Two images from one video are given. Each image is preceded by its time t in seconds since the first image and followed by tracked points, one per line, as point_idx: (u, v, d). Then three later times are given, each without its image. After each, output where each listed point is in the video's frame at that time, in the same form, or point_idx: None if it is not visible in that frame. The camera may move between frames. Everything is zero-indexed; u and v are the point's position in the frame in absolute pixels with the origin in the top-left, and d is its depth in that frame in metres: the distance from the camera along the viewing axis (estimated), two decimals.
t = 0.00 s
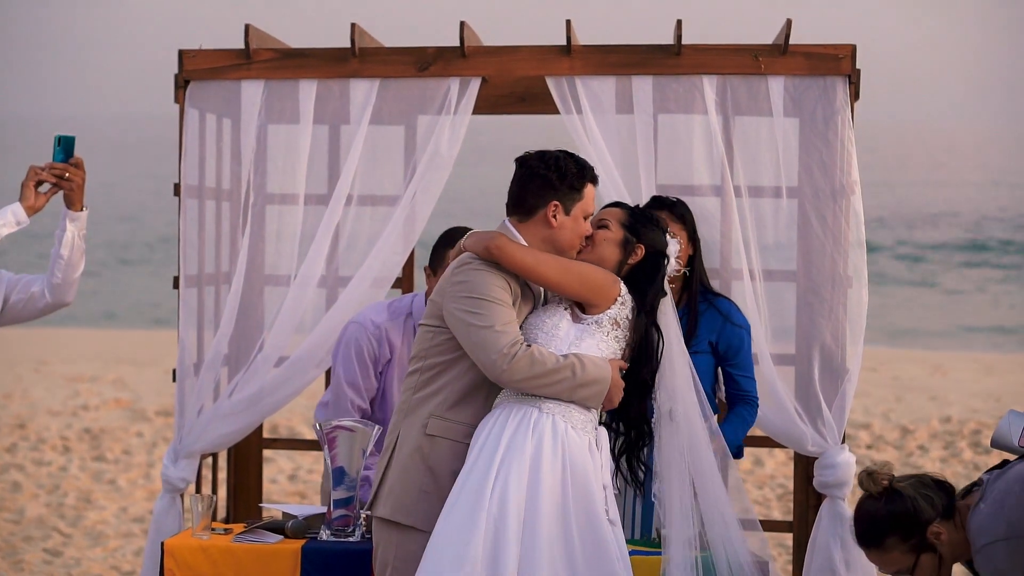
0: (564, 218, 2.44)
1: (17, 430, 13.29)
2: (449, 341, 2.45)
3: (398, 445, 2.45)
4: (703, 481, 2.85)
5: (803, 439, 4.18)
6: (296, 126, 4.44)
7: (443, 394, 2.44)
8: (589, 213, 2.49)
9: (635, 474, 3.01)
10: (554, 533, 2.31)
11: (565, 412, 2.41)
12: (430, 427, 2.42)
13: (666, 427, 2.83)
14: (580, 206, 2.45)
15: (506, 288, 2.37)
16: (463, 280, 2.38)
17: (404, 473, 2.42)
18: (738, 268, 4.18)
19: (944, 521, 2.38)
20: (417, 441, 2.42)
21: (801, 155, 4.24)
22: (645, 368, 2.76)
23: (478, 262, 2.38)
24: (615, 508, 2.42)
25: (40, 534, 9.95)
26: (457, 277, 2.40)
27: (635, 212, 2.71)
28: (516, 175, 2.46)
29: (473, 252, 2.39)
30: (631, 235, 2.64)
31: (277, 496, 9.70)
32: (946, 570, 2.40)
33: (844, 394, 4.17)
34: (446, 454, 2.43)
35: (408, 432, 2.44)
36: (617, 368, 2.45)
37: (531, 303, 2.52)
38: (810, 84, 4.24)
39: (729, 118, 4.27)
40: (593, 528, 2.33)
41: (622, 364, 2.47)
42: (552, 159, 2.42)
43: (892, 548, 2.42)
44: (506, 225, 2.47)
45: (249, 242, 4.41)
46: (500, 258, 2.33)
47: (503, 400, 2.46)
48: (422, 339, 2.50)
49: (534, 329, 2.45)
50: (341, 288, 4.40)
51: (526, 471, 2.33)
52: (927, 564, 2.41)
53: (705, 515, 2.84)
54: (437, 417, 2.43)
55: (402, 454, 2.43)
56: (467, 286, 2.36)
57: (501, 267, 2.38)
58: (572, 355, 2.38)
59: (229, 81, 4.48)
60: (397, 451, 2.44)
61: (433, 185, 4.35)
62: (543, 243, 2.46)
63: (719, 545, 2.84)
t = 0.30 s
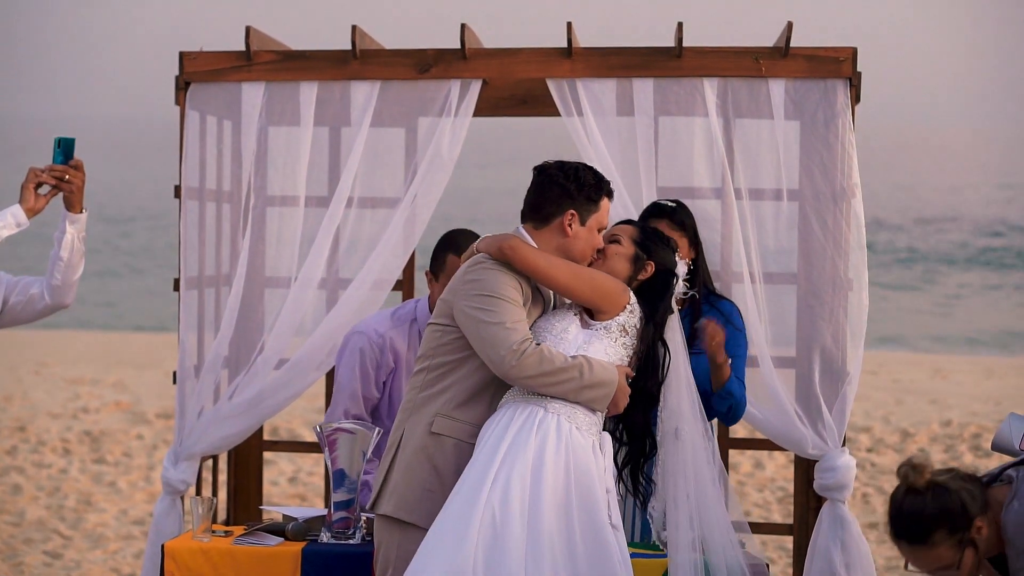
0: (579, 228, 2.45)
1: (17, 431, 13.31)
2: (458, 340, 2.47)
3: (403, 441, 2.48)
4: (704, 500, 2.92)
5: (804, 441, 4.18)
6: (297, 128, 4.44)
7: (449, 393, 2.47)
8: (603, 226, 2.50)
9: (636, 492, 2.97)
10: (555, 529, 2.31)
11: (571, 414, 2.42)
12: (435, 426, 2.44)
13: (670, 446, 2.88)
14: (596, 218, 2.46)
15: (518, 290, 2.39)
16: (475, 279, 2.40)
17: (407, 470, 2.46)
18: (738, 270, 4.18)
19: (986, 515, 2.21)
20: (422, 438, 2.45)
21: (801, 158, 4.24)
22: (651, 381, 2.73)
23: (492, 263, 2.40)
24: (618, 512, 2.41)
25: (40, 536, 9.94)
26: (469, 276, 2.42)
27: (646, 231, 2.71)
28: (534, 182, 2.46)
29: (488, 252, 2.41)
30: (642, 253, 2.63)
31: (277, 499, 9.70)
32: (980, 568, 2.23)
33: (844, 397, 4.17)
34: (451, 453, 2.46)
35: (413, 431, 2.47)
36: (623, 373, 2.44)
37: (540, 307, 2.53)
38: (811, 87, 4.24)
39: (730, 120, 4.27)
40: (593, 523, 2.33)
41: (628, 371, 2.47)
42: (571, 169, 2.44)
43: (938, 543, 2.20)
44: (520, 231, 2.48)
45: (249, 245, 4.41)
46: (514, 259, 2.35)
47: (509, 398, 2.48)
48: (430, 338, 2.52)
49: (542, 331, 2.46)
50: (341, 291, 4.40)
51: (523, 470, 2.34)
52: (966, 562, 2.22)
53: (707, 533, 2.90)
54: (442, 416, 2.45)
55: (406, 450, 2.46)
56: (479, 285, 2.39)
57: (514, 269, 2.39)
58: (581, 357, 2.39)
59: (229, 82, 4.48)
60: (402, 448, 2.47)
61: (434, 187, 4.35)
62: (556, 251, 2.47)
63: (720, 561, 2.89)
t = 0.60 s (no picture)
0: (595, 238, 2.47)
1: (19, 430, 13.33)
2: (468, 337, 2.49)
3: (407, 435, 2.50)
4: (706, 516, 2.94)
5: (805, 441, 4.17)
6: (299, 126, 4.44)
7: (457, 390, 2.49)
8: (618, 239, 2.52)
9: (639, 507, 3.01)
10: (568, 530, 2.33)
11: (580, 414, 2.44)
12: (441, 422, 2.47)
13: (675, 466, 2.94)
14: (612, 230, 2.49)
15: (533, 291, 2.41)
16: (490, 277, 2.42)
17: (411, 464, 2.48)
18: (739, 269, 4.17)
19: None
20: (428, 433, 2.48)
21: (803, 157, 4.24)
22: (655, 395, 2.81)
23: (509, 263, 2.43)
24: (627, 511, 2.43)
25: (41, 534, 9.93)
26: (484, 274, 2.45)
27: (658, 248, 2.73)
28: (554, 190, 2.49)
29: (506, 254, 2.44)
30: (653, 269, 2.65)
31: (278, 499, 9.70)
32: None
33: (846, 398, 4.16)
34: (456, 450, 2.49)
35: (419, 425, 2.49)
36: (631, 379, 2.47)
37: (552, 312, 2.56)
38: (812, 87, 4.24)
39: (731, 120, 4.27)
40: (605, 525, 2.35)
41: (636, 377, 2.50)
42: (591, 180, 2.46)
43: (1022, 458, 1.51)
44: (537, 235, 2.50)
45: (250, 245, 4.41)
46: (531, 260, 2.38)
47: (517, 396, 2.50)
48: (439, 334, 2.54)
49: (554, 334, 2.49)
50: (342, 289, 4.41)
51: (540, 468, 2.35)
52: None
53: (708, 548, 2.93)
54: (449, 412, 2.48)
55: (410, 445, 2.48)
56: (494, 283, 2.41)
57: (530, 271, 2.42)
58: (591, 359, 2.41)
59: (231, 82, 4.48)
60: (406, 442, 2.49)
61: (436, 186, 4.35)
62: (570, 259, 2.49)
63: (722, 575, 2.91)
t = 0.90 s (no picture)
0: (611, 250, 2.52)
1: (20, 428, 13.35)
2: (483, 337, 2.53)
3: (414, 431, 2.55)
4: (708, 527, 2.93)
5: (807, 440, 4.17)
6: (302, 124, 4.45)
7: (466, 387, 2.54)
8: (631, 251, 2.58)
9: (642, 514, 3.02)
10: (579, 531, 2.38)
11: (594, 419, 2.47)
12: (451, 419, 2.52)
13: (679, 478, 2.94)
14: (627, 242, 2.54)
15: (550, 295, 2.45)
16: (509, 277, 2.46)
17: (420, 461, 2.53)
18: (742, 268, 4.15)
19: None
20: (436, 430, 2.53)
21: (806, 156, 4.24)
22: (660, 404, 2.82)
23: (529, 266, 2.46)
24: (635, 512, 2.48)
25: (43, 532, 9.94)
26: (502, 274, 2.48)
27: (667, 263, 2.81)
28: (572, 198, 2.53)
29: (527, 256, 2.47)
30: (662, 282, 2.73)
31: (281, 496, 9.72)
32: None
33: (848, 397, 4.16)
34: (464, 447, 2.53)
35: (427, 421, 2.54)
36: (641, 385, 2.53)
37: (564, 316, 2.60)
38: (815, 85, 4.24)
39: (734, 118, 4.27)
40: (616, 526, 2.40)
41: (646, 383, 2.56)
42: (610, 191, 2.51)
43: None
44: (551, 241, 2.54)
45: (253, 242, 4.41)
46: (553, 264, 2.41)
47: (528, 396, 2.53)
48: (451, 332, 2.58)
49: (566, 337, 2.54)
50: (344, 287, 4.41)
51: (552, 469, 2.40)
52: None
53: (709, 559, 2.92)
54: (459, 411, 2.53)
55: (418, 440, 2.53)
56: (513, 285, 2.44)
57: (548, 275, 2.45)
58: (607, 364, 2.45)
59: (233, 79, 4.47)
60: (414, 438, 2.54)
61: (439, 184, 4.35)
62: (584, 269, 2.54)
63: None
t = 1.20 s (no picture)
0: (624, 260, 2.56)
1: (22, 426, 13.37)
2: (494, 336, 2.54)
3: (421, 427, 2.55)
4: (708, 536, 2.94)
5: (809, 439, 4.17)
6: (304, 123, 4.44)
7: (476, 386, 2.55)
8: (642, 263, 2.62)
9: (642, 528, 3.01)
10: (585, 535, 2.39)
11: (605, 424, 2.50)
12: (460, 417, 2.53)
13: (681, 492, 2.95)
14: (639, 253, 2.58)
15: (565, 300, 2.48)
16: (525, 279, 2.48)
17: (426, 457, 2.53)
18: (743, 267, 4.14)
19: None
20: (445, 427, 2.53)
21: (808, 155, 4.23)
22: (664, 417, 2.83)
23: (547, 270, 2.49)
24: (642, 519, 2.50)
25: (44, 530, 9.96)
26: (518, 275, 2.50)
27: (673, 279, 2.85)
28: (586, 207, 2.57)
29: (544, 260, 2.50)
30: (668, 296, 2.75)
31: (282, 494, 9.73)
32: None
33: (850, 395, 4.16)
34: (472, 446, 2.54)
35: (435, 418, 2.54)
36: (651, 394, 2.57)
37: (575, 321, 2.64)
38: (817, 84, 4.24)
39: (736, 117, 4.26)
40: (624, 532, 2.40)
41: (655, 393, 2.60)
42: (625, 202, 2.56)
43: None
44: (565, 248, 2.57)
45: (255, 240, 4.41)
46: (571, 270, 2.45)
47: (536, 399, 2.56)
48: (461, 330, 2.58)
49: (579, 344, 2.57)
50: (346, 285, 4.40)
51: (560, 472, 2.41)
52: None
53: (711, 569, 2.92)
54: (468, 409, 2.53)
55: (425, 437, 2.53)
56: (530, 287, 2.46)
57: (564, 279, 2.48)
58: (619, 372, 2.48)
59: (235, 77, 4.47)
60: (421, 434, 2.53)
61: (440, 182, 4.34)
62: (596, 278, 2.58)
63: None
